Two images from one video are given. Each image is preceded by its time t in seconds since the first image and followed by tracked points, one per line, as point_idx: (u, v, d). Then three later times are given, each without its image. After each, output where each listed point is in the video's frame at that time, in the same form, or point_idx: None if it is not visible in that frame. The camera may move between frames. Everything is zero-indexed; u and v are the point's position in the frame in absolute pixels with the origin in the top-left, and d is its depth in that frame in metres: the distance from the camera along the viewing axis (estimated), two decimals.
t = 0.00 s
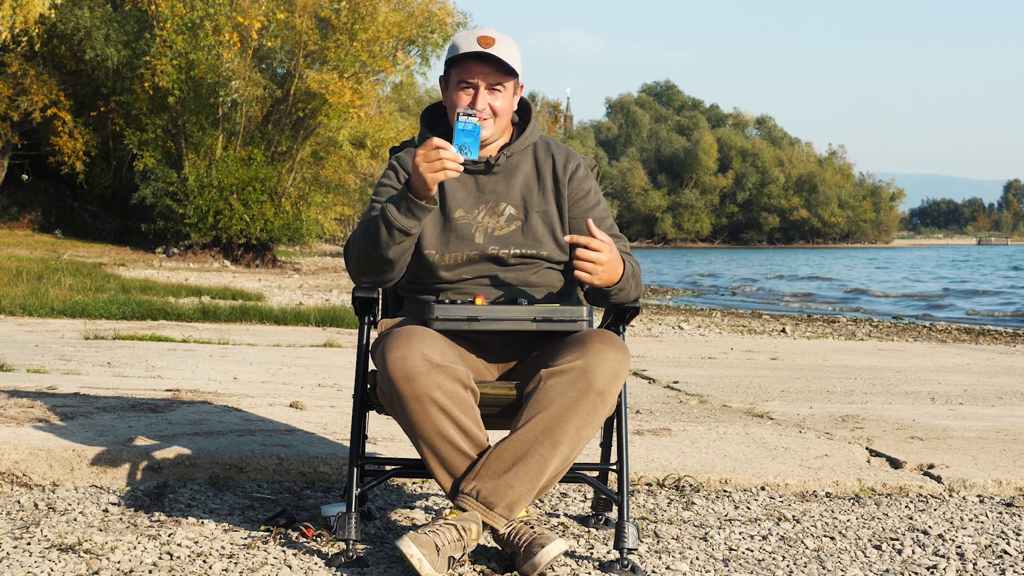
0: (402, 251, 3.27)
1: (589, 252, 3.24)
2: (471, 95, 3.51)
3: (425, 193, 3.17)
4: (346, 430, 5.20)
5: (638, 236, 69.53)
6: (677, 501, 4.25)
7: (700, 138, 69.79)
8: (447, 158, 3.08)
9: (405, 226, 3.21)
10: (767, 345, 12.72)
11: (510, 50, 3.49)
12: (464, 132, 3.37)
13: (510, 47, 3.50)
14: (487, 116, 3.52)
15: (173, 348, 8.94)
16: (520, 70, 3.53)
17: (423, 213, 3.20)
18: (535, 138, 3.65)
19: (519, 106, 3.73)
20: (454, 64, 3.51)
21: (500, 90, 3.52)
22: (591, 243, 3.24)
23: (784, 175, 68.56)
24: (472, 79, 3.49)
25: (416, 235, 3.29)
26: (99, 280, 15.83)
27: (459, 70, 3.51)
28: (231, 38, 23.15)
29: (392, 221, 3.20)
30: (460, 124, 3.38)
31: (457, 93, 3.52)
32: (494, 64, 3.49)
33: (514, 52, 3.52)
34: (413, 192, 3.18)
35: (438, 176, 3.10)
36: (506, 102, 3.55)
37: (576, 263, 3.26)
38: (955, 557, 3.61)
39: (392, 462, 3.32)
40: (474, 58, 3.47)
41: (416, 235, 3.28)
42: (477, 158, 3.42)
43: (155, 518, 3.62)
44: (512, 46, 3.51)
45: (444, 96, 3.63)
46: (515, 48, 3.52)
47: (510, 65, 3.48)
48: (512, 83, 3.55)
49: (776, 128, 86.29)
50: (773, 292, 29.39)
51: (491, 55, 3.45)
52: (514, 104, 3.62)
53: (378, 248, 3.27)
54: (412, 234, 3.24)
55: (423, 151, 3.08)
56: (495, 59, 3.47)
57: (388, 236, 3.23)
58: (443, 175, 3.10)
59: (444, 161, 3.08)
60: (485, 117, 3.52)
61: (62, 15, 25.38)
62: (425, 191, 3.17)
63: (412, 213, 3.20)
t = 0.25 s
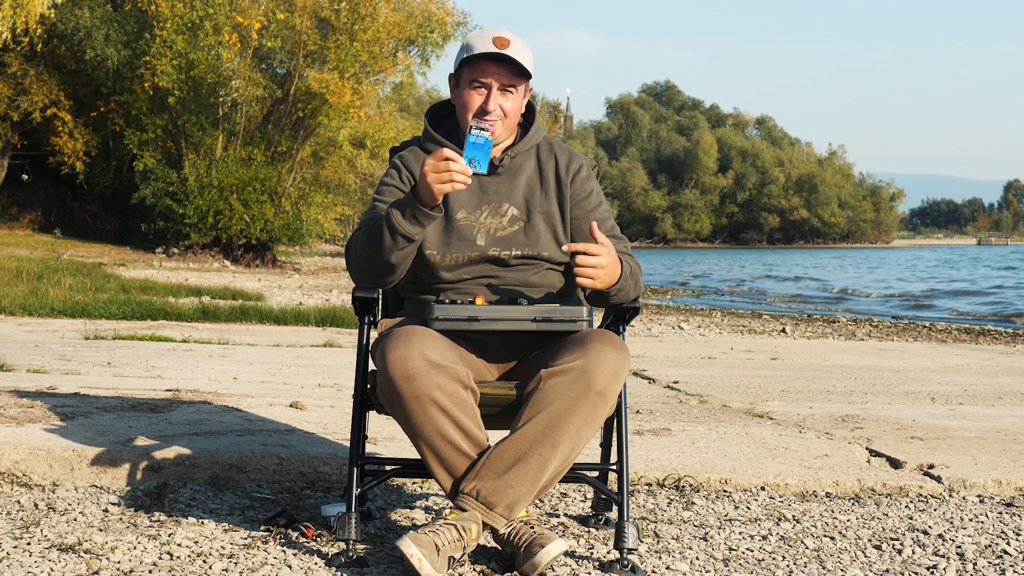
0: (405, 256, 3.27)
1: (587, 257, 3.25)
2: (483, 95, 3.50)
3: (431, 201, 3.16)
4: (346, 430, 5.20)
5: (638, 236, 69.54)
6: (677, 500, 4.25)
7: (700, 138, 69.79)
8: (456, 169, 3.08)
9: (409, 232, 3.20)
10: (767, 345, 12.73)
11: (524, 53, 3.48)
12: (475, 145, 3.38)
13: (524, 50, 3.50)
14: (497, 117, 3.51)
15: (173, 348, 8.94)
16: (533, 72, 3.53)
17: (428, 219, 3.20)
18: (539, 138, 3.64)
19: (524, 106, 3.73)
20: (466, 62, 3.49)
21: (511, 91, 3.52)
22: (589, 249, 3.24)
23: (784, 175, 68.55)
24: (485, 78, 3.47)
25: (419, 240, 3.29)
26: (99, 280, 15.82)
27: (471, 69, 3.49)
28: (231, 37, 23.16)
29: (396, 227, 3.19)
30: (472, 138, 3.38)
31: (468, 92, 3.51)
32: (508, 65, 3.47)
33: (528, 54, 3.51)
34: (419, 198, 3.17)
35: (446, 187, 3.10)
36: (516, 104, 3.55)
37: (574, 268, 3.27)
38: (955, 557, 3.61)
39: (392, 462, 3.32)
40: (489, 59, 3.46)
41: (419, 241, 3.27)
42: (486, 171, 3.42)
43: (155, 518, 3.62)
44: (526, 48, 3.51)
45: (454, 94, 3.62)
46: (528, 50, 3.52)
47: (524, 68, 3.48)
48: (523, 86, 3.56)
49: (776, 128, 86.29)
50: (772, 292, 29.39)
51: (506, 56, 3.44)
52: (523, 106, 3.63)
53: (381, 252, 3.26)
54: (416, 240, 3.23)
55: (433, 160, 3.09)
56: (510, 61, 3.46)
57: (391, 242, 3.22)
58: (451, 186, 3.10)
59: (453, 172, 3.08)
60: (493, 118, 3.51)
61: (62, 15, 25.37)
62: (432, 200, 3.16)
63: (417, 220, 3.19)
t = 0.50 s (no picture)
0: (408, 257, 3.27)
1: (588, 257, 3.24)
2: (495, 95, 3.50)
3: (436, 203, 3.16)
4: (346, 430, 5.20)
5: (638, 236, 69.55)
6: (677, 500, 4.25)
7: (700, 138, 69.77)
8: (465, 174, 3.08)
9: (412, 233, 3.19)
10: (767, 345, 12.72)
11: (537, 55, 3.49)
12: (488, 153, 3.31)
13: (537, 52, 3.51)
14: (507, 118, 3.52)
15: (173, 348, 8.94)
16: (545, 74, 3.54)
17: (432, 220, 3.19)
18: (543, 138, 3.65)
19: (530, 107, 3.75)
20: (478, 63, 3.48)
21: (522, 93, 3.54)
22: (589, 249, 3.24)
23: (784, 175, 68.56)
24: (498, 79, 3.47)
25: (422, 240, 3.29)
26: (99, 280, 15.82)
27: (483, 69, 3.49)
28: (231, 38, 23.18)
29: (400, 226, 3.18)
30: (484, 146, 3.31)
31: (479, 92, 3.51)
32: (521, 67, 3.48)
33: (540, 57, 3.52)
34: (423, 198, 3.17)
35: (454, 191, 3.10)
36: (525, 105, 3.56)
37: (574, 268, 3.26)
38: (955, 557, 3.61)
39: (392, 462, 3.32)
40: (502, 60, 3.45)
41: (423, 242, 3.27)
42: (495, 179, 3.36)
43: (155, 518, 3.62)
44: (538, 50, 3.52)
45: (463, 92, 3.62)
46: (540, 52, 3.53)
47: (537, 71, 3.49)
48: (534, 88, 3.57)
49: (776, 128, 86.28)
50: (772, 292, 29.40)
51: (519, 58, 3.44)
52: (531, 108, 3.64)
53: (384, 252, 3.26)
54: (419, 241, 3.23)
55: (442, 162, 3.08)
56: (523, 62, 3.46)
57: (395, 241, 3.22)
58: (458, 191, 3.10)
59: (463, 177, 3.08)
60: (503, 119, 3.52)
61: (62, 15, 25.38)
62: (437, 202, 3.16)
63: (421, 221, 3.18)
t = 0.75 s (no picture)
0: (407, 252, 3.27)
1: (591, 251, 3.25)
2: (501, 96, 3.50)
3: (435, 195, 3.17)
4: (346, 430, 5.20)
5: (638, 236, 69.54)
6: (677, 500, 4.25)
7: (700, 138, 69.77)
8: (464, 163, 3.11)
9: (412, 226, 3.20)
10: (767, 345, 12.72)
11: (544, 58, 3.49)
12: (485, 142, 3.38)
13: (544, 54, 3.51)
14: (512, 120, 3.53)
15: (173, 348, 8.94)
16: (551, 76, 3.54)
17: (431, 214, 3.19)
18: (544, 139, 3.64)
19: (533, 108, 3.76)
20: (484, 63, 3.48)
21: (528, 95, 3.54)
22: (596, 239, 3.25)
23: (784, 175, 68.54)
24: (505, 80, 3.47)
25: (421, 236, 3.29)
26: (99, 279, 15.82)
27: (490, 69, 3.48)
28: (231, 38, 23.19)
29: (399, 220, 3.19)
30: (481, 135, 3.37)
31: (484, 93, 3.50)
32: (527, 68, 3.48)
33: (547, 59, 3.52)
34: (423, 192, 3.18)
35: (454, 180, 3.11)
36: (530, 106, 3.57)
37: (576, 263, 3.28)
38: (955, 557, 3.61)
39: (391, 463, 3.32)
40: (509, 61, 3.45)
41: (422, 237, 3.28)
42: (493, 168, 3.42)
43: (155, 518, 3.62)
44: (544, 53, 3.52)
45: (468, 90, 3.61)
46: (547, 53, 3.53)
47: (544, 72, 3.49)
48: (540, 91, 3.57)
49: (776, 128, 86.27)
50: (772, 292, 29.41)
51: (527, 59, 3.44)
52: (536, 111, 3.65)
53: (382, 248, 3.27)
54: (418, 235, 3.23)
55: (441, 152, 3.10)
56: (530, 63, 3.46)
57: (394, 236, 3.22)
58: (458, 180, 3.11)
59: (461, 166, 3.11)
60: (509, 120, 3.53)
61: (62, 14, 25.38)
62: (436, 194, 3.17)
63: (420, 214, 3.19)
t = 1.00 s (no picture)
0: (405, 256, 3.28)
1: (592, 256, 3.25)
2: (504, 97, 3.50)
3: (433, 200, 3.17)
4: (346, 430, 5.20)
5: (638, 236, 69.54)
6: (677, 500, 4.25)
7: (700, 138, 69.76)
8: (461, 166, 3.10)
9: (409, 231, 3.20)
10: (767, 345, 12.72)
11: (547, 59, 3.50)
12: (481, 143, 3.31)
13: (547, 56, 3.51)
14: (514, 120, 3.53)
15: (173, 348, 8.94)
16: (554, 78, 3.55)
17: (428, 219, 3.20)
18: (545, 139, 3.64)
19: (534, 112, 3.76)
20: (487, 63, 3.47)
21: (530, 95, 3.54)
22: (597, 247, 3.26)
23: (784, 175, 68.53)
24: (507, 80, 3.47)
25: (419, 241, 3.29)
26: (99, 279, 15.82)
27: (494, 70, 3.47)
28: (231, 38, 23.20)
29: (397, 225, 3.19)
30: (477, 136, 3.31)
31: (487, 93, 3.50)
32: (530, 68, 3.48)
33: (549, 61, 3.53)
34: (421, 198, 3.18)
35: (451, 184, 3.11)
36: (532, 107, 3.57)
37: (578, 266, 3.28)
38: (955, 557, 3.61)
39: (391, 462, 3.32)
40: (513, 61, 3.45)
41: (420, 241, 3.27)
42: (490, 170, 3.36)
43: (155, 518, 3.62)
44: (546, 54, 3.52)
45: (472, 92, 3.61)
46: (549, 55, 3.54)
47: (547, 73, 3.50)
48: (542, 91, 3.57)
49: (776, 128, 86.26)
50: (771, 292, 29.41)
51: (529, 59, 3.44)
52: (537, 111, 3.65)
53: (381, 252, 3.27)
54: (416, 240, 3.24)
55: (438, 156, 3.10)
56: (533, 64, 3.47)
57: (391, 241, 3.23)
58: (454, 183, 3.11)
59: (458, 169, 3.10)
60: (511, 121, 3.52)
61: (62, 15, 25.40)
62: (433, 198, 3.16)
63: (417, 220, 3.19)
